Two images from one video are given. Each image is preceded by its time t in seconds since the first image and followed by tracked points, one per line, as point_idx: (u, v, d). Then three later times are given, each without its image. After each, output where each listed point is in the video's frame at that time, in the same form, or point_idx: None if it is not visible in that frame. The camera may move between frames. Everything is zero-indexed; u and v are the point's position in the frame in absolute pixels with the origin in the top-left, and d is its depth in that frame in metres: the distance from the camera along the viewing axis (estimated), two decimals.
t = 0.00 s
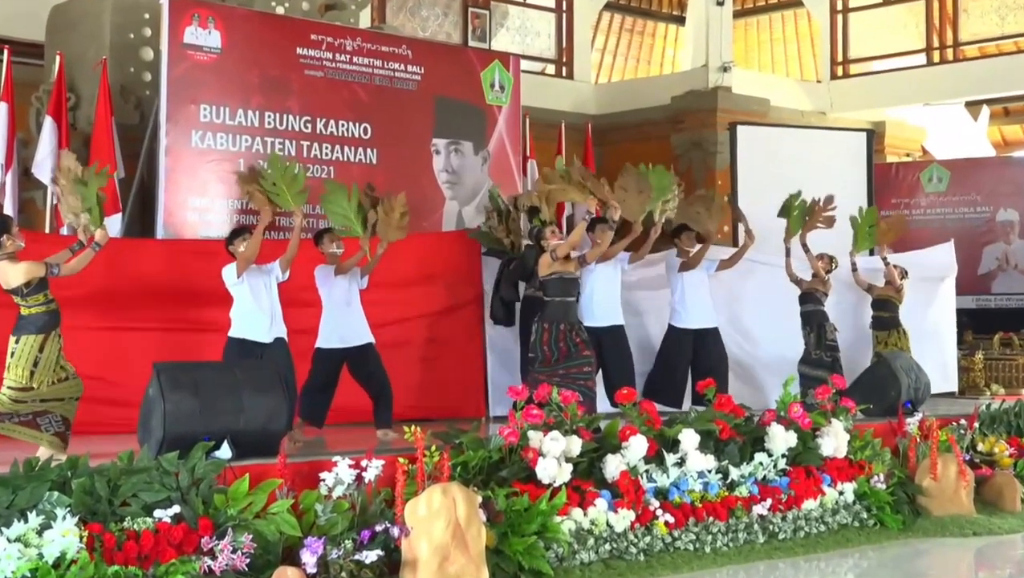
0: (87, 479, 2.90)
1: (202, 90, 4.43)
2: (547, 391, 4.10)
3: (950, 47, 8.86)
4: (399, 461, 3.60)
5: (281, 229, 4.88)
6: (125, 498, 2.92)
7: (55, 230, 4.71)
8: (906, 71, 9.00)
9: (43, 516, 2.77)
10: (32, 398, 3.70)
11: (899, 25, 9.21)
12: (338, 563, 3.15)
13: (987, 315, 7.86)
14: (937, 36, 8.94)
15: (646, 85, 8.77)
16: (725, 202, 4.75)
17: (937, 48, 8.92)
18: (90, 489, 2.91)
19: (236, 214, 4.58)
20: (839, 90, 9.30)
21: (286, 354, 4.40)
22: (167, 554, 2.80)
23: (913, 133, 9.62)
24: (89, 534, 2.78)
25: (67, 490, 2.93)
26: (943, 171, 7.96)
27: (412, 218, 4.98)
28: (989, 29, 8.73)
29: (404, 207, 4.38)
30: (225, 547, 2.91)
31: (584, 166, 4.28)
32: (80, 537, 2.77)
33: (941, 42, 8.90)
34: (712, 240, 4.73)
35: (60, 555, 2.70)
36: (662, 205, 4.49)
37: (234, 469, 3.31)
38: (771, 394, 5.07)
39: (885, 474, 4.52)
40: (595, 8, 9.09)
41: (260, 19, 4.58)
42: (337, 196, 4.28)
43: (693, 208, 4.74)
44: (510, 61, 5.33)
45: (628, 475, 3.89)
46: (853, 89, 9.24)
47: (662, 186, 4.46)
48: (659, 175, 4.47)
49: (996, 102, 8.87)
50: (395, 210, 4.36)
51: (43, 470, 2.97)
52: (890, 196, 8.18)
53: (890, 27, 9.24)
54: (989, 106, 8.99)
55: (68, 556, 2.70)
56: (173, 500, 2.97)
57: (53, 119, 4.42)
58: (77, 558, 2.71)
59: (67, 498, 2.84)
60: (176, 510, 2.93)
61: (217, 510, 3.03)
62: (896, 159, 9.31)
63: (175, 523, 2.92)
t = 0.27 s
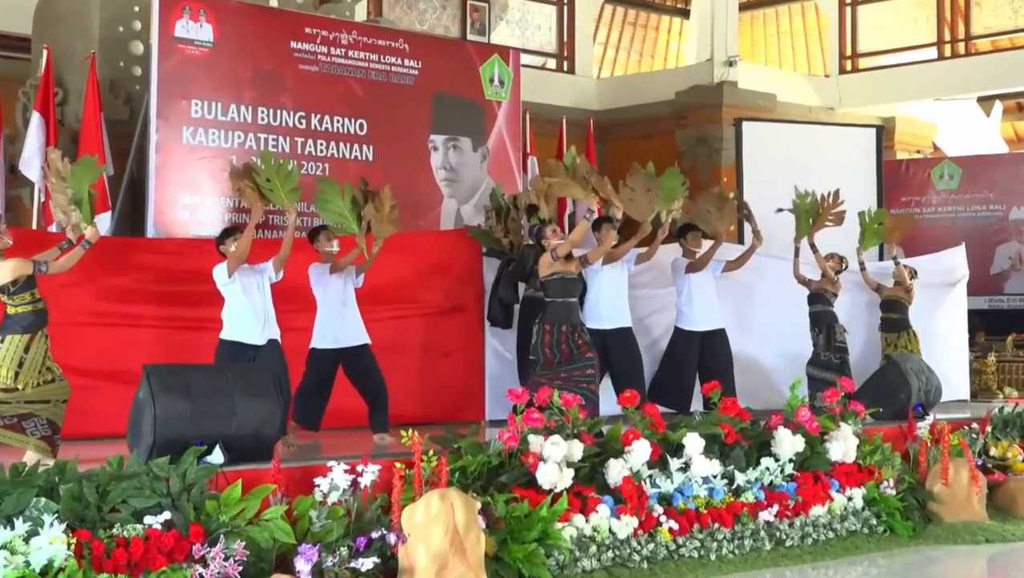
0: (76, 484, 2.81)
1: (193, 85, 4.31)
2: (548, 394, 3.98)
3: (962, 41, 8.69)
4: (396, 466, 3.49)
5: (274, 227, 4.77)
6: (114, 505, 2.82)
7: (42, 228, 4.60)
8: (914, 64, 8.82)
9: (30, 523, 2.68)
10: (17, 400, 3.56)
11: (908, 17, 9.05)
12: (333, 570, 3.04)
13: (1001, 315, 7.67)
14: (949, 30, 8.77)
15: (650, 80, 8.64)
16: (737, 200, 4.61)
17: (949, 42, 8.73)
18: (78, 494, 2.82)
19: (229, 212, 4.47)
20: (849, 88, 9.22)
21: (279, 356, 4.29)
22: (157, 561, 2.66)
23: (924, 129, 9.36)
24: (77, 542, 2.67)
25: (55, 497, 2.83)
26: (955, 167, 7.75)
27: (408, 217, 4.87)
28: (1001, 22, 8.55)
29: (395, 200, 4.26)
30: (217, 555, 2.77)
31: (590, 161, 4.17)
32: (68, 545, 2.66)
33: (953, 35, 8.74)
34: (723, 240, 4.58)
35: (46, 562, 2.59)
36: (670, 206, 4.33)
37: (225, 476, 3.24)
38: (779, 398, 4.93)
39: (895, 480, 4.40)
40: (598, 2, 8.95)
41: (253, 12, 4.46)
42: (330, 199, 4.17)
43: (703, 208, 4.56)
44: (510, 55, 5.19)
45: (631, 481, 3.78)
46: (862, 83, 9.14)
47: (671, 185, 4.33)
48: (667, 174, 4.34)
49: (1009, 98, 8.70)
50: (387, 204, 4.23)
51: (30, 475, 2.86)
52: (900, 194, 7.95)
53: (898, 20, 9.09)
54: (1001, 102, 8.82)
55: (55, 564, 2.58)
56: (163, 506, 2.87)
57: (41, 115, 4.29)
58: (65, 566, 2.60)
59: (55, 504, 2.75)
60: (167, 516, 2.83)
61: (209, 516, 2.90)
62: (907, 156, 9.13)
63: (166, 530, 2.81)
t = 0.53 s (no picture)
0: (65, 489, 2.69)
1: (185, 80, 4.21)
2: (549, 397, 3.89)
3: (972, 36, 8.43)
4: (393, 470, 3.39)
5: (269, 226, 4.66)
6: (105, 510, 2.72)
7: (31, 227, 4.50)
8: (925, 60, 8.66)
9: (18, 529, 2.58)
10: (5, 403, 3.47)
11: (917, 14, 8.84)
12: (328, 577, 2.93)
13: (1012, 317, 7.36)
14: (959, 24, 8.54)
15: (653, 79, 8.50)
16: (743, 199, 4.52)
17: (960, 36, 8.50)
18: (67, 500, 2.71)
19: (221, 210, 4.36)
20: (860, 81, 9.05)
21: (274, 357, 4.19)
22: (149, 569, 2.57)
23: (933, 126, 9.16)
24: (67, 547, 2.57)
25: (44, 503, 2.73)
26: (965, 165, 7.54)
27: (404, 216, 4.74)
28: (1013, 15, 8.25)
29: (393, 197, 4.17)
30: (210, 562, 2.69)
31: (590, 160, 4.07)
32: (57, 551, 2.56)
33: (963, 30, 8.49)
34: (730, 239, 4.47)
35: (35, 569, 2.49)
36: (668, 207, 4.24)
37: (219, 480, 3.14)
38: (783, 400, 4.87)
39: (903, 485, 4.29)
40: None
41: (246, 6, 4.35)
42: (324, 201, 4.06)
43: (707, 207, 4.46)
44: (510, 49, 5.04)
45: (634, 486, 3.67)
46: (869, 78, 9.01)
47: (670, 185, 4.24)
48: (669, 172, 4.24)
49: None
50: (384, 201, 4.14)
51: (17, 479, 2.76)
52: (909, 191, 7.75)
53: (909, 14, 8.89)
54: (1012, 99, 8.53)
55: (44, 571, 2.48)
56: (154, 511, 2.77)
57: (30, 111, 4.19)
58: (54, 573, 2.50)
59: (44, 510, 2.64)
60: (158, 522, 2.72)
61: (201, 523, 2.81)
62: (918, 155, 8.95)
63: (157, 536, 2.71)
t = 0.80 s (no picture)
0: (53, 495, 2.60)
1: (175, 75, 4.10)
2: (550, 400, 3.76)
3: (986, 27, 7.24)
4: (390, 476, 3.27)
5: (262, 225, 4.52)
6: (93, 516, 2.62)
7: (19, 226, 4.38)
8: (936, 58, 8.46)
9: (3, 536, 2.47)
10: None
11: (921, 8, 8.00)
12: None
13: None
14: (972, 15, 7.34)
15: (657, 68, 7.40)
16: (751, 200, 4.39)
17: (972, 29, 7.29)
18: (55, 506, 2.62)
19: (212, 208, 4.23)
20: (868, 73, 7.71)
21: (268, 359, 4.08)
22: None
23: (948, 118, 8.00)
24: (54, 555, 2.48)
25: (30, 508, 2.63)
26: (978, 161, 6.75)
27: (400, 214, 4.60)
28: None
29: (397, 198, 4.03)
30: (201, 570, 2.57)
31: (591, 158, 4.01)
32: (45, 559, 2.46)
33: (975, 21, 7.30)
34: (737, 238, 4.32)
35: None
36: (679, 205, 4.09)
37: (210, 484, 2.97)
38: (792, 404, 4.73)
39: (914, 491, 4.18)
40: None
41: None
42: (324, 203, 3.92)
43: (710, 207, 4.33)
44: (509, 43, 4.88)
45: (638, 491, 3.55)
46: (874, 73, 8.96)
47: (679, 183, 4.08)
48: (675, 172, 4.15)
49: None
50: (386, 201, 4.01)
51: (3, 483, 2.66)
52: (919, 188, 6.94)
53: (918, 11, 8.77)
54: None
55: None
56: (144, 518, 2.67)
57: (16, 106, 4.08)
58: None
59: (31, 516, 2.53)
60: (148, 528, 2.61)
61: (193, 529, 2.69)
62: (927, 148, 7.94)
63: (147, 543, 2.60)
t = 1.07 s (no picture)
0: (39, 501, 2.48)
1: (166, 69, 3.98)
2: (550, 403, 3.65)
3: (999, 20, 6.93)
4: (386, 481, 3.15)
5: (256, 223, 4.40)
6: (81, 523, 2.49)
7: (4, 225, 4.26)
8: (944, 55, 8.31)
9: None
10: None
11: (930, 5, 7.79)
12: None
13: None
14: (985, 8, 7.03)
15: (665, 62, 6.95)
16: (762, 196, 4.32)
17: (985, 23, 6.98)
18: (42, 513, 2.49)
19: (203, 206, 4.12)
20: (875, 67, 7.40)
21: (261, 360, 3.96)
22: None
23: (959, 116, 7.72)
24: (41, 564, 2.36)
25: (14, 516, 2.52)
26: (990, 159, 6.62)
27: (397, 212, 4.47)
28: None
29: (386, 189, 3.94)
30: None
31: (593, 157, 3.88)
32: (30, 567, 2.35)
33: (988, 15, 6.98)
34: (747, 236, 4.26)
35: None
36: (682, 200, 4.03)
37: (203, 491, 2.90)
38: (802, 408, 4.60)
39: (925, 497, 4.06)
40: None
41: None
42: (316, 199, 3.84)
43: (723, 205, 4.27)
44: (508, 37, 4.75)
45: (641, 497, 3.42)
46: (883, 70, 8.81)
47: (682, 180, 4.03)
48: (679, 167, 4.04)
49: None
50: (376, 193, 3.92)
51: None
52: (931, 185, 6.86)
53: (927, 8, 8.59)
54: None
55: None
56: (134, 525, 2.54)
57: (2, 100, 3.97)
58: None
59: (15, 523, 2.42)
60: (138, 535, 2.49)
61: (183, 536, 2.57)
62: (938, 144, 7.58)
63: (136, 552, 2.48)
